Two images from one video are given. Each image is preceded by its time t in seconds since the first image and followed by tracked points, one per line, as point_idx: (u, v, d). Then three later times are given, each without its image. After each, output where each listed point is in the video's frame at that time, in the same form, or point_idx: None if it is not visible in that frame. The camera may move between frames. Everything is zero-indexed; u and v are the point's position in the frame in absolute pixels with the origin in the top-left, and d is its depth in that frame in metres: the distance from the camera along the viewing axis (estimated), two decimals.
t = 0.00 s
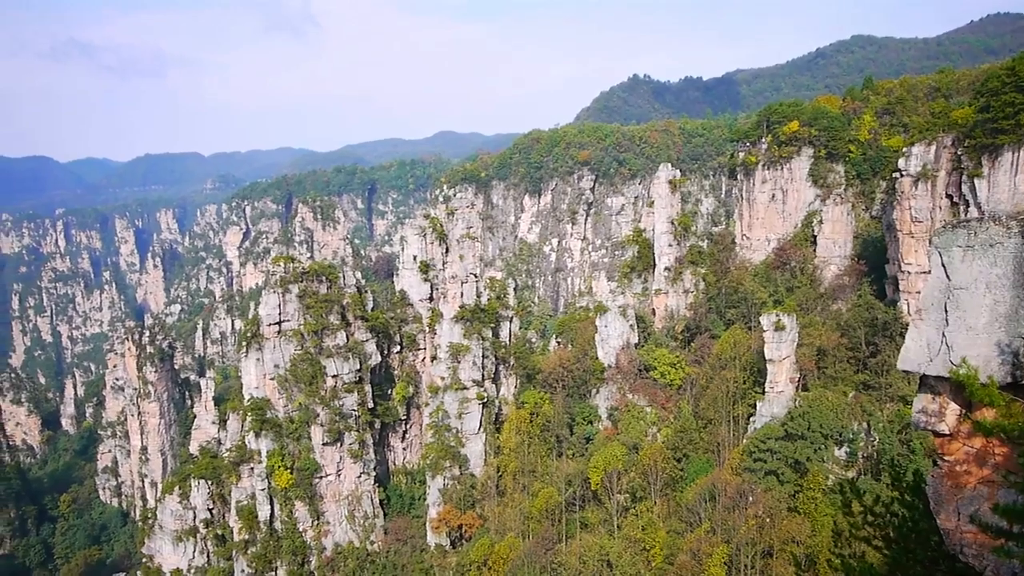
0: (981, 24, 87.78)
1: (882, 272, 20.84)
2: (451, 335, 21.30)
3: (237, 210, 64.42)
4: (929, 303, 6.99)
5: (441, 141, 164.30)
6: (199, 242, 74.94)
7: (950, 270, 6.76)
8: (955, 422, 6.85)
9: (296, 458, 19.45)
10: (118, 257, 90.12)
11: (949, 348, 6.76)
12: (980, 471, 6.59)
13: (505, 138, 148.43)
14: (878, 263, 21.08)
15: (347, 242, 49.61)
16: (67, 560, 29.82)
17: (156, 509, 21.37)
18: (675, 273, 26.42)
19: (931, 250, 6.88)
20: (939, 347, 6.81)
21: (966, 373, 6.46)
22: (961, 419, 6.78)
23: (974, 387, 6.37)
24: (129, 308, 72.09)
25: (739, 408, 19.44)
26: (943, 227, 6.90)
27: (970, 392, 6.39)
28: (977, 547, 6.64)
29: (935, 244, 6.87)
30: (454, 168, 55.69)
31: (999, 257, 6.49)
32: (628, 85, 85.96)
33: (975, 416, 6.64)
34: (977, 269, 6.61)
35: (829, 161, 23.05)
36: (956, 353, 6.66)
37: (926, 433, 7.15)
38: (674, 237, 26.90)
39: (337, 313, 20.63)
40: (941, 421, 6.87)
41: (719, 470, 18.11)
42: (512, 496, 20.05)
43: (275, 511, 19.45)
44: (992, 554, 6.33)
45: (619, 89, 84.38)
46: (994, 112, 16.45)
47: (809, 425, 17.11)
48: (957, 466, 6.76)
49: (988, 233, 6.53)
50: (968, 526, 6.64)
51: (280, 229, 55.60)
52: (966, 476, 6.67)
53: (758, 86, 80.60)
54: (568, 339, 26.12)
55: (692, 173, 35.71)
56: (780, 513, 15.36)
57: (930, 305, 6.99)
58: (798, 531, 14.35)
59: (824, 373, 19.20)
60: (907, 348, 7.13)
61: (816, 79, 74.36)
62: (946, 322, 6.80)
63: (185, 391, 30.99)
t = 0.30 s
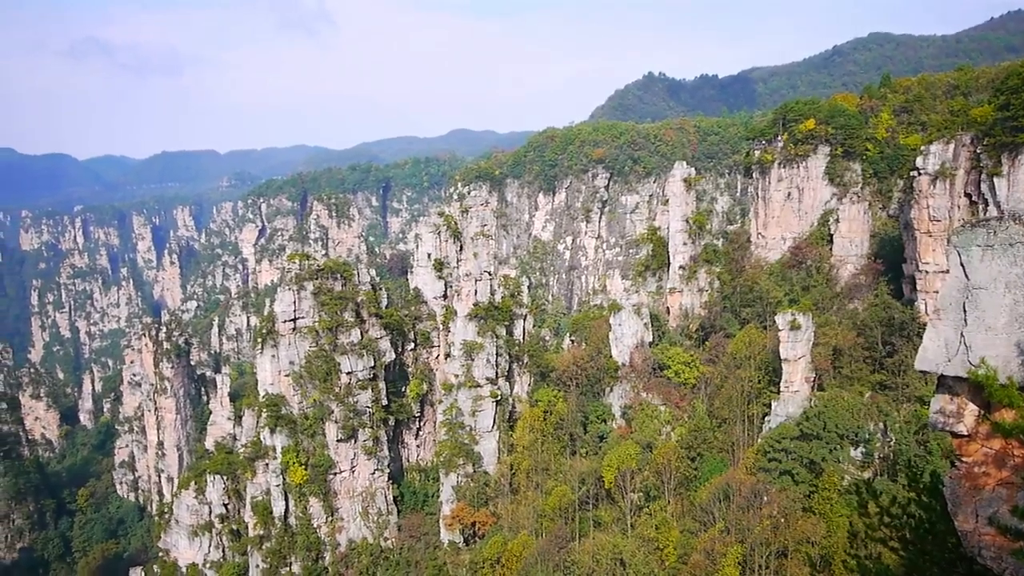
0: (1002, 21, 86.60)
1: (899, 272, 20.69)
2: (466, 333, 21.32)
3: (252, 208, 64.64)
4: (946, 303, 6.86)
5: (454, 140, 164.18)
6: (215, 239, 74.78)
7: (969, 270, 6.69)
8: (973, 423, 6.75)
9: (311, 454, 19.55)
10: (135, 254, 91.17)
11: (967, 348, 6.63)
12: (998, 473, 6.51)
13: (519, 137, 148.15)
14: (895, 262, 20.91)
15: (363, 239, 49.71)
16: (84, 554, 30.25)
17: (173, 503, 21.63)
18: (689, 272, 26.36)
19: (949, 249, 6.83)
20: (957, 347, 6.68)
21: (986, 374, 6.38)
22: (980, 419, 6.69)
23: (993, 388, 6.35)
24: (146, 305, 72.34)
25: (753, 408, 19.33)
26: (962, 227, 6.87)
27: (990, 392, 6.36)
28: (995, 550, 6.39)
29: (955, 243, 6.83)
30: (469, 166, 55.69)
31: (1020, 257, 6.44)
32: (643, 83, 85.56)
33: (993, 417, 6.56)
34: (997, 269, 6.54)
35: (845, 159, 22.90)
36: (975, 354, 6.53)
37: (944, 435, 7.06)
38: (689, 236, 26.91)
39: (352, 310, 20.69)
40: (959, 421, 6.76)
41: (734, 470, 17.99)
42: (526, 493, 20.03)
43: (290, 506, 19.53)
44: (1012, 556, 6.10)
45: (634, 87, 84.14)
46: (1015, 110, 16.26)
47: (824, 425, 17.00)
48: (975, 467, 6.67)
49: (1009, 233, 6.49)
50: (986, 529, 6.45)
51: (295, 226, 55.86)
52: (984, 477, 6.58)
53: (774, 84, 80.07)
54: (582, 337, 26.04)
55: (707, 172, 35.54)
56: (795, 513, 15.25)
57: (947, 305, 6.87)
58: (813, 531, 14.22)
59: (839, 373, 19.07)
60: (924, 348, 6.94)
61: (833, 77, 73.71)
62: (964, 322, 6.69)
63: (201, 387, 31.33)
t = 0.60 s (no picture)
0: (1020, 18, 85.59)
1: (915, 271, 20.55)
2: (479, 331, 21.32)
3: (266, 206, 64.89)
4: (963, 303, 6.77)
5: (465, 138, 163.96)
6: (229, 236, 74.66)
7: (986, 270, 6.56)
8: (989, 424, 6.65)
9: (324, 451, 19.66)
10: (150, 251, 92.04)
11: (984, 348, 6.53)
12: (1016, 474, 6.48)
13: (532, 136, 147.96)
14: (910, 262, 20.82)
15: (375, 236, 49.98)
16: (100, 549, 30.50)
17: (188, 499, 21.81)
18: (704, 271, 26.13)
19: (966, 248, 6.70)
20: (974, 348, 6.58)
21: (1004, 375, 6.33)
22: (996, 420, 6.59)
23: (1011, 390, 6.30)
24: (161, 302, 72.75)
25: (767, 408, 19.26)
26: (979, 225, 6.74)
27: (1007, 394, 6.33)
28: (1011, 552, 6.38)
29: (971, 242, 6.69)
30: (482, 165, 55.71)
31: None
32: (657, 82, 85.16)
33: (1012, 418, 6.46)
34: (1016, 268, 6.40)
35: (861, 159, 22.77)
36: (992, 354, 6.45)
37: (960, 435, 6.93)
38: (703, 234, 26.71)
39: (365, 309, 20.76)
40: (976, 422, 6.66)
41: (747, 470, 17.94)
42: (539, 492, 20.06)
43: (304, 503, 19.66)
44: None
45: (647, 86, 83.90)
46: None
47: (839, 426, 16.93)
48: (991, 468, 6.63)
49: None
50: (1003, 530, 6.45)
51: (309, 225, 55.97)
52: (1001, 478, 6.55)
53: (788, 83, 79.55)
54: (596, 336, 25.95)
55: (722, 170, 35.38)
56: (809, 513, 15.21)
57: (964, 305, 6.77)
58: (827, 532, 14.19)
59: (854, 373, 18.99)
60: (941, 348, 6.87)
61: (849, 76, 73.15)
62: (982, 322, 6.58)
63: (216, 384, 31.58)
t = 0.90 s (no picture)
0: None
1: (939, 271, 20.25)
2: (497, 329, 21.34)
3: (287, 204, 65.49)
4: (988, 303, 6.68)
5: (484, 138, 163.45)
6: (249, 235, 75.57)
7: (1013, 269, 6.45)
8: (1016, 427, 6.53)
9: (343, 449, 19.82)
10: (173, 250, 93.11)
11: (1011, 349, 6.44)
12: None
13: (552, 134, 147.71)
14: (934, 261, 20.50)
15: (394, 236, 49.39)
16: (123, 543, 30.84)
17: (208, 495, 22.01)
18: (723, 270, 25.93)
19: (992, 247, 6.63)
20: (1000, 349, 6.50)
21: None
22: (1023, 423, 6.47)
23: None
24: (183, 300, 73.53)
25: (788, 409, 19.07)
26: (1006, 225, 6.65)
27: None
28: None
29: (998, 241, 6.62)
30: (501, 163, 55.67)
31: None
32: (677, 80, 84.57)
33: None
34: None
35: (883, 157, 22.54)
36: (1018, 355, 6.35)
37: (985, 436, 6.84)
38: (723, 233, 26.48)
39: (383, 307, 20.84)
40: (1001, 424, 6.55)
41: (767, 471, 17.79)
42: (557, 491, 20.04)
43: (323, 500, 19.85)
44: None
45: (667, 84, 83.41)
46: None
47: (860, 427, 16.72)
48: (1017, 471, 6.49)
49: None
50: None
51: (329, 223, 56.23)
52: None
53: (810, 80, 78.50)
54: (614, 335, 25.68)
55: (741, 169, 35.13)
56: (830, 515, 15.06)
57: (990, 305, 6.67)
58: (848, 534, 14.07)
59: (876, 374, 18.75)
60: (966, 350, 6.79)
61: (872, 72, 72.07)
62: (1008, 323, 6.49)
63: (236, 381, 31.70)
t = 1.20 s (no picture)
0: None
1: (966, 272, 19.88)
2: (517, 329, 21.34)
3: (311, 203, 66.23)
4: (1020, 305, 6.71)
5: (504, 138, 162.67)
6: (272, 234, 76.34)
7: None
8: None
9: (364, 447, 19.94)
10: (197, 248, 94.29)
11: None
12: None
13: (572, 133, 147.22)
14: (962, 262, 20.11)
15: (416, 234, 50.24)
16: (147, 537, 31.52)
17: (230, 491, 22.24)
18: (745, 269, 25.59)
19: None
20: None
21: None
22: None
23: None
24: (207, 297, 74.35)
25: (810, 410, 18.87)
26: None
27: None
28: None
29: None
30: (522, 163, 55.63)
31: None
32: (699, 79, 84.02)
33: None
34: None
35: (910, 156, 22.29)
36: None
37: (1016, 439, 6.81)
38: (745, 233, 26.03)
39: (405, 305, 20.93)
40: None
41: (789, 472, 17.65)
42: (576, 491, 20.01)
43: (343, 497, 20.00)
44: None
45: (689, 83, 82.92)
46: None
47: (884, 429, 16.51)
48: None
49: None
50: None
51: (351, 222, 56.33)
52: None
53: (835, 78, 77.41)
54: (635, 335, 25.45)
55: (764, 169, 34.96)
56: (853, 518, 14.94)
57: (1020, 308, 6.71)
58: (872, 538, 13.96)
59: (901, 376, 18.49)
60: (996, 352, 6.79)
61: (898, 70, 70.91)
62: None
63: (259, 378, 32.05)
